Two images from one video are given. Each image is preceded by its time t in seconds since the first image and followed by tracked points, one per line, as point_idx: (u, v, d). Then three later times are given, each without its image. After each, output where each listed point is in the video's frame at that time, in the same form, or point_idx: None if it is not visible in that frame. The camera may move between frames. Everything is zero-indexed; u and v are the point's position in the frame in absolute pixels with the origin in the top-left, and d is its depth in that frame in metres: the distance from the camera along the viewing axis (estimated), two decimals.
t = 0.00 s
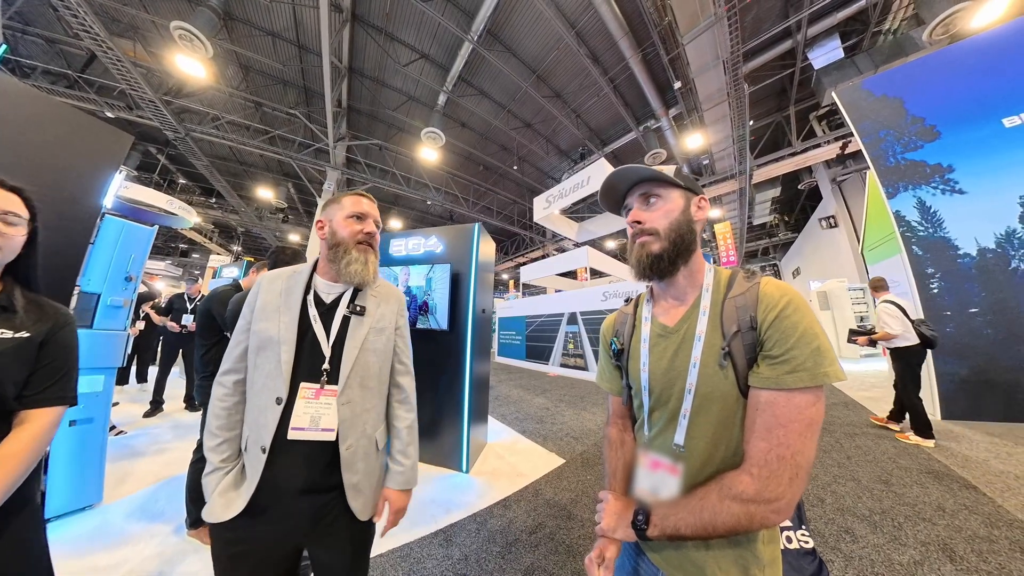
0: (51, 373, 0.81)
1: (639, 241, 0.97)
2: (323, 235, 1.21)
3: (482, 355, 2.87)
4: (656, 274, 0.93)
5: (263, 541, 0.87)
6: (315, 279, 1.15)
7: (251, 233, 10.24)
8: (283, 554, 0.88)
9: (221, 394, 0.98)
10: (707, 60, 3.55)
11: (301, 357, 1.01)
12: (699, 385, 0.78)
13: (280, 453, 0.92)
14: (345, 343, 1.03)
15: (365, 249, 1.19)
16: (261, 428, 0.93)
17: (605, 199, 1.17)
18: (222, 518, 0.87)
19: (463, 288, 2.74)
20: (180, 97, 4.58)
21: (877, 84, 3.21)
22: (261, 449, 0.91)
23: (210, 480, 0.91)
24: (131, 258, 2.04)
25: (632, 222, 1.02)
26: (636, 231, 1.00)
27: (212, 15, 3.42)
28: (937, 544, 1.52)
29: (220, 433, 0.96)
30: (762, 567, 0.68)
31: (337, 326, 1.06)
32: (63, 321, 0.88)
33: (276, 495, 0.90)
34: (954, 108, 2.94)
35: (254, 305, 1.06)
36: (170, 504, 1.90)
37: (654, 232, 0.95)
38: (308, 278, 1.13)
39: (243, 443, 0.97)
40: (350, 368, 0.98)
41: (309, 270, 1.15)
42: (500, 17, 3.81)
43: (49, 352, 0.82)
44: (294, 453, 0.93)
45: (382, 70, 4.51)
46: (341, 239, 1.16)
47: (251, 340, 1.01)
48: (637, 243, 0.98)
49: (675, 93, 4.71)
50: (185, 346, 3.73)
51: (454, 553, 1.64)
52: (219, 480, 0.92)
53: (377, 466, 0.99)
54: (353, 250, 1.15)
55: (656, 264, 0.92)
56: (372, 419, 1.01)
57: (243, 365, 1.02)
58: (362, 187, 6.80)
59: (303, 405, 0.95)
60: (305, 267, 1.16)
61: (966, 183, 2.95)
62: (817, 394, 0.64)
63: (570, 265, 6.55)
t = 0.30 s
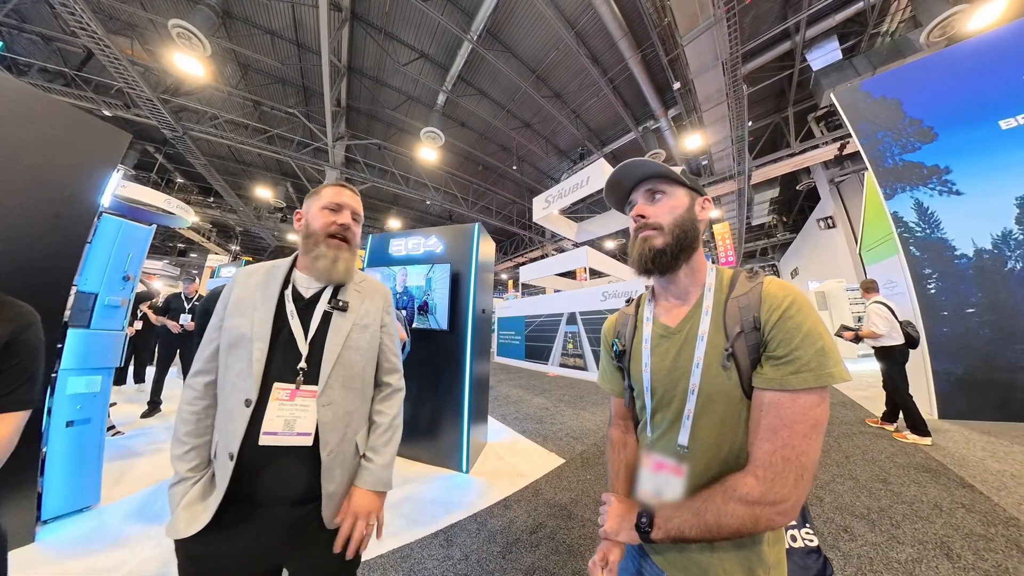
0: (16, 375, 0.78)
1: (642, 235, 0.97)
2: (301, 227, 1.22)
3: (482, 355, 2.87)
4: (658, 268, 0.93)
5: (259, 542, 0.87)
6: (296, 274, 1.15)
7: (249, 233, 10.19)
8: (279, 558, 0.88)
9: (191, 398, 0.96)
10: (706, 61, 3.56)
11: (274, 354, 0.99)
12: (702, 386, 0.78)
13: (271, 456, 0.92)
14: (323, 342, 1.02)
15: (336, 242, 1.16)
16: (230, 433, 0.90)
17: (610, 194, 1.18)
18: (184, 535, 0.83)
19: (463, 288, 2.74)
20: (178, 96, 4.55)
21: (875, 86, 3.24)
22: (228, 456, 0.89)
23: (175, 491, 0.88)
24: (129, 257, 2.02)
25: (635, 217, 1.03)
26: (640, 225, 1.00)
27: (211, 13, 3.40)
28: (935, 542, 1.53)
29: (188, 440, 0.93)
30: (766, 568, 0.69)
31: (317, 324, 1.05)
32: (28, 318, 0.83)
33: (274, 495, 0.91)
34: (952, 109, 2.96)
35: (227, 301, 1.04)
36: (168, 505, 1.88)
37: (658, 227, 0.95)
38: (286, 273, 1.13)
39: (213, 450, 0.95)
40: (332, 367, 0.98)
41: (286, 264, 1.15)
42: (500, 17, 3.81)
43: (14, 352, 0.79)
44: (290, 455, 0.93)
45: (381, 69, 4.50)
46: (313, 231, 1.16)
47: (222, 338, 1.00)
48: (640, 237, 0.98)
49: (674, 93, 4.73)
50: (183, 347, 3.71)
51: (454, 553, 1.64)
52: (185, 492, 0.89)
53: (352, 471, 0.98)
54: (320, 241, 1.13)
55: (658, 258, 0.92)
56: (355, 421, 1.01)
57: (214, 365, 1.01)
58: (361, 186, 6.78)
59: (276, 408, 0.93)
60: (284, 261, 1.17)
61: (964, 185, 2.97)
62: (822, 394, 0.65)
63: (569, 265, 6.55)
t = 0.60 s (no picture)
0: None
1: (642, 236, 0.98)
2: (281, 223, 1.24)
3: (481, 355, 2.87)
4: (658, 270, 0.94)
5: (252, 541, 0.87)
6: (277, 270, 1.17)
7: (248, 233, 10.14)
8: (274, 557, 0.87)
9: (163, 398, 0.95)
10: (705, 62, 3.58)
11: (253, 352, 0.99)
12: (700, 383, 0.79)
13: (263, 457, 0.91)
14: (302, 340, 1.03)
15: (302, 243, 1.13)
16: (202, 434, 0.89)
17: (607, 193, 1.18)
18: (149, 543, 0.81)
19: (462, 287, 2.74)
20: (176, 95, 4.53)
21: (873, 87, 3.26)
22: (200, 459, 0.88)
23: (142, 497, 0.85)
24: (128, 256, 2.01)
25: (634, 218, 1.03)
26: (639, 226, 1.01)
27: (209, 11, 3.38)
28: (930, 539, 1.55)
29: (158, 442, 0.91)
30: (764, 562, 0.69)
31: (297, 320, 1.05)
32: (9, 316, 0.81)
33: (270, 494, 0.91)
34: (946, 111, 3.00)
35: (205, 295, 1.04)
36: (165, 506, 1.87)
37: (657, 227, 0.96)
38: (267, 268, 1.13)
39: (184, 453, 0.93)
40: (311, 365, 0.96)
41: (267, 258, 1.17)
42: (500, 17, 3.81)
43: None
44: (284, 453, 0.93)
45: (381, 69, 4.49)
46: (284, 229, 1.16)
47: (199, 335, 0.99)
48: (640, 238, 0.99)
49: (673, 94, 4.74)
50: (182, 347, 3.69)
51: (454, 552, 1.64)
52: (152, 498, 0.86)
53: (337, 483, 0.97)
54: (286, 244, 1.12)
55: (659, 259, 0.93)
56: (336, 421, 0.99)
57: (188, 363, 0.99)
58: (360, 186, 6.77)
59: (253, 409, 0.91)
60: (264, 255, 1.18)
61: (959, 186, 3.00)
62: (816, 390, 0.65)
63: (568, 265, 6.56)
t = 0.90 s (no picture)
0: None
1: (638, 237, 0.98)
2: (282, 222, 1.22)
3: (480, 355, 2.87)
4: (654, 270, 0.94)
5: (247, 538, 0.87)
6: (274, 271, 1.16)
7: (246, 232, 10.11)
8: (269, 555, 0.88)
9: (156, 398, 0.94)
10: (703, 63, 3.59)
11: (249, 352, 0.99)
12: (693, 381, 0.79)
13: (259, 455, 0.91)
14: (301, 339, 1.03)
15: (320, 240, 1.16)
16: (196, 436, 0.89)
17: (604, 193, 1.18)
18: (143, 547, 0.81)
19: (461, 287, 2.74)
20: (174, 93, 4.52)
21: (870, 89, 3.28)
22: (195, 461, 0.88)
23: (135, 499, 0.85)
24: (127, 255, 2.00)
25: (631, 217, 1.03)
26: (635, 226, 1.01)
27: (208, 10, 3.38)
28: (926, 537, 1.56)
29: (151, 444, 0.91)
30: (757, 559, 0.70)
31: (296, 319, 1.05)
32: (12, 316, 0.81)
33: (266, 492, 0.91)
34: (943, 112, 3.01)
35: (200, 293, 1.03)
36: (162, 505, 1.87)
37: (654, 228, 0.97)
38: (264, 266, 1.13)
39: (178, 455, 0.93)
40: (311, 366, 0.95)
41: (265, 257, 1.15)
42: (499, 17, 3.81)
43: None
44: (281, 452, 0.93)
45: (380, 68, 4.48)
46: (295, 228, 1.16)
47: (193, 334, 0.98)
48: (637, 238, 0.99)
49: (672, 95, 4.76)
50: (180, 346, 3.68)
51: (452, 551, 1.64)
52: (146, 500, 0.86)
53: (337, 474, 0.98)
54: (311, 241, 1.14)
55: (656, 259, 0.93)
56: (338, 421, 0.98)
57: (182, 363, 0.99)
58: (358, 185, 6.76)
59: (249, 410, 0.91)
60: (262, 254, 1.16)
61: (955, 187, 3.02)
62: (808, 388, 0.66)
63: (567, 265, 6.57)
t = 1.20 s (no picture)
0: (16, 379, 0.76)
1: (638, 237, 0.98)
2: (294, 222, 1.20)
3: (478, 355, 2.86)
4: (654, 269, 0.94)
5: (242, 542, 0.86)
6: (284, 271, 1.15)
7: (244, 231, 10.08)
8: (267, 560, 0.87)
9: (168, 402, 0.93)
10: (702, 64, 3.60)
11: (264, 354, 0.98)
12: (694, 385, 0.79)
13: (259, 457, 0.91)
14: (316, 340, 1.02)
15: (336, 236, 1.18)
16: (217, 438, 0.89)
17: (605, 194, 1.19)
18: (170, 547, 0.81)
19: (460, 287, 2.73)
20: (172, 92, 4.51)
21: (869, 90, 3.30)
22: (218, 462, 0.88)
23: (155, 503, 0.84)
24: (122, 255, 1.99)
25: (631, 218, 1.03)
26: (636, 226, 1.01)
27: (206, 8, 3.36)
28: (925, 538, 1.56)
29: (167, 448, 0.90)
30: (757, 563, 0.70)
31: (309, 320, 1.04)
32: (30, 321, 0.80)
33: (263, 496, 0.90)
34: (941, 114, 3.03)
35: (207, 297, 1.01)
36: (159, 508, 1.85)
37: (654, 228, 0.96)
38: (274, 269, 1.12)
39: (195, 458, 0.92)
40: (324, 369, 0.97)
41: (275, 259, 1.14)
42: (498, 17, 3.81)
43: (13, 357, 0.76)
44: (279, 456, 0.92)
45: (379, 68, 4.47)
46: (311, 225, 1.16)
47: (205, 338, 0.97)
48: (637, 238, 0.98)
49: (671, 95, 4.76)
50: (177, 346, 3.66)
51: (451, 553, 1.64)
52: (167, 504, 0.86)
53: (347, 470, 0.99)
54: (327, 235, 1.15)
55: (655, 260, 0.93)
56: (349, 420, 1.01)
57: (194, 366, 0.97)
58: (357, 185, 6.74)
59: (268, 407, 0.91)
60: (271, 258, 1.15)
61: (953, 188, 3.03)
62: (809, 392, 0.66)
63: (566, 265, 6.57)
